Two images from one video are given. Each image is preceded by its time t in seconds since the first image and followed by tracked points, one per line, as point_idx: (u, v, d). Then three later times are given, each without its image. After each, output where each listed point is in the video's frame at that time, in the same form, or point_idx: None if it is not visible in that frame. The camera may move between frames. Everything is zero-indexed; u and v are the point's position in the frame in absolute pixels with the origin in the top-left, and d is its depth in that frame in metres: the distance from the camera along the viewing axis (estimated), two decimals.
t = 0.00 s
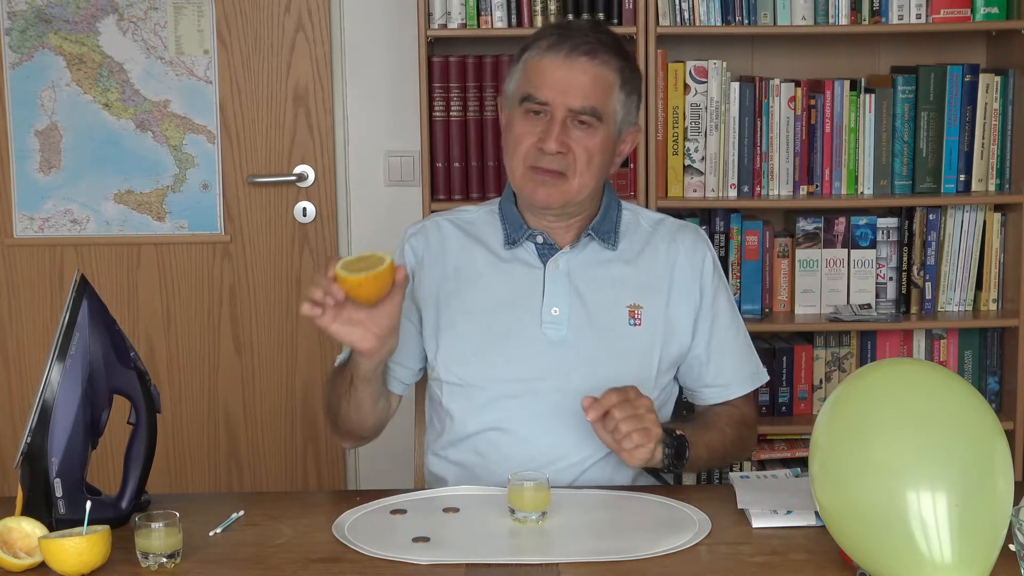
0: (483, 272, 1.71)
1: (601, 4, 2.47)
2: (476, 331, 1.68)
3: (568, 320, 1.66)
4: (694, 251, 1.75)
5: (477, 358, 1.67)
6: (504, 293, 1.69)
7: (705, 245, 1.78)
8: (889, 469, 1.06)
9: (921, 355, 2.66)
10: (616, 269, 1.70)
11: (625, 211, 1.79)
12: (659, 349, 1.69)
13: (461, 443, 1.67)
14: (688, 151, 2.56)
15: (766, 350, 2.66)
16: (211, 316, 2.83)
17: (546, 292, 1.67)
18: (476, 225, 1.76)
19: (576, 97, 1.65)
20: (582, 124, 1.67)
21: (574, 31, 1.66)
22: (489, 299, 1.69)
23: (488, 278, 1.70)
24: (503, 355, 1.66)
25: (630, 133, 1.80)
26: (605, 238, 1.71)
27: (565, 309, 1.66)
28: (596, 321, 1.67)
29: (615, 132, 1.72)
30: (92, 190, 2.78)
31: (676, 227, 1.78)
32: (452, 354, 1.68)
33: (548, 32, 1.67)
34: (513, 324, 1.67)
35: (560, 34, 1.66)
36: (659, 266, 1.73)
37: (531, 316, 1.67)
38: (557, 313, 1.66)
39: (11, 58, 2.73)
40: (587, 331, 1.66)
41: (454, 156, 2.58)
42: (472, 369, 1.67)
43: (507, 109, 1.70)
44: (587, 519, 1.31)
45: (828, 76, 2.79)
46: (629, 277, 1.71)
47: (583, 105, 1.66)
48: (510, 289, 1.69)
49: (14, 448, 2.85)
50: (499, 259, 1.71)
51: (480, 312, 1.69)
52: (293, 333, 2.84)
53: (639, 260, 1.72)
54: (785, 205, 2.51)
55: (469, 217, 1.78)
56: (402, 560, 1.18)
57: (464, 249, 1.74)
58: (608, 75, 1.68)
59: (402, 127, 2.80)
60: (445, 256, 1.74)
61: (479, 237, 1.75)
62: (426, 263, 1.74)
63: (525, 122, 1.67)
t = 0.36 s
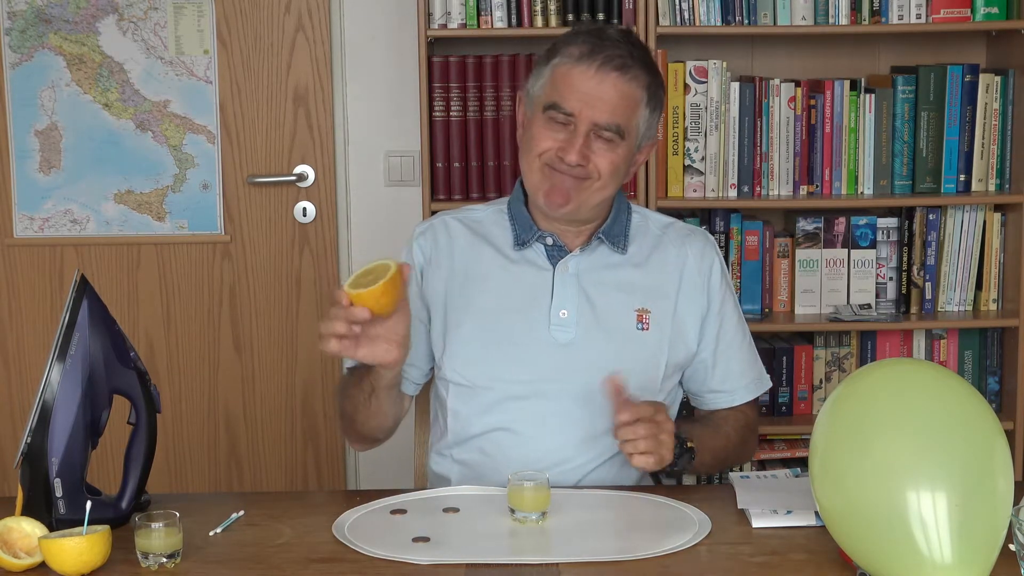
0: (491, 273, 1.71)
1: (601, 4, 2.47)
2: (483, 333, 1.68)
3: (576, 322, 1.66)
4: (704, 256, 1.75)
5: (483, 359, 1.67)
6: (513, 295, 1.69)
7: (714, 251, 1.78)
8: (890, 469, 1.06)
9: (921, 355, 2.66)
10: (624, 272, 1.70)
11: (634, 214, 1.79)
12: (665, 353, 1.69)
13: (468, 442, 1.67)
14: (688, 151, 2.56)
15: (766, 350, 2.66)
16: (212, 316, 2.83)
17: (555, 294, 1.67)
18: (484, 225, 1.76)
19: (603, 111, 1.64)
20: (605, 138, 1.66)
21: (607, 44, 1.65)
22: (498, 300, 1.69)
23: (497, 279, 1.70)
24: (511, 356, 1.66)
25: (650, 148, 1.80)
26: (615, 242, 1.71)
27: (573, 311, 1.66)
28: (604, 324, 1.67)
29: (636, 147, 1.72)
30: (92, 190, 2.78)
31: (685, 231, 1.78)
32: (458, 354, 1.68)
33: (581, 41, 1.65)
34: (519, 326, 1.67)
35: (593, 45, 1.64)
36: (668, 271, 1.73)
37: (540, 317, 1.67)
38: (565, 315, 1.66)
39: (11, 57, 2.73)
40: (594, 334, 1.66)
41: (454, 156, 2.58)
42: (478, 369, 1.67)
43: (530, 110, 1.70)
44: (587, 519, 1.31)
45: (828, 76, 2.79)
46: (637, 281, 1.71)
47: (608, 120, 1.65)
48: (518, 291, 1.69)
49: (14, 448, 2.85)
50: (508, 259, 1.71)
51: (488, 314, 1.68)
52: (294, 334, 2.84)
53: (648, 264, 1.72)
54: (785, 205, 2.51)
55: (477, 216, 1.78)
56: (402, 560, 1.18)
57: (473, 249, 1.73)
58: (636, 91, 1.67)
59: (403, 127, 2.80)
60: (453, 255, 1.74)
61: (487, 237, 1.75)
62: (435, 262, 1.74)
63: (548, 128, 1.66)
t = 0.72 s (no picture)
0: (491, 274, 1.71)
1: (601, 4, 2.47)
2: (483, 334, 1.68)
3: (576, 323, 1.66)
4: (705, 253, 1.75)
5: (483, 361, 1.67)
6: (513, 296, 1.68)
7: (715, 247, 1.77)
8: (889, 469, 1.06)
9: (921, 355, 2.66)
10: (624, 272, 1.70)
11: (635, 212, 1.78)
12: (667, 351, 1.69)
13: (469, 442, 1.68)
14: (688, 151, 2.56)
15: (766, 350, 2.66)
16: (211, 315, 2.83)
17: (555, 296, 1.67)
18: (483, 225, 1.76)
19: (600, 126, 1.59)
20: (603, 152, 1.62)
21: (603, 57, 1.60)
22: (499, 301, 1.69)
23: (496, 280, 1.70)
24: (511, 357, 1.66)
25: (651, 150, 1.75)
26: (615, 242, 1.70)
27: (573, 312, 1.66)
28: (604, 324, 1.67)
29: (635, 156, 1.67)
30: (92, 190, 2.78)
31: (686, 227, 1.77)
32: (458, 356, 1.69)
33: (577, 54, 1.60)
34: (519, 327, 1.67)
35: (589, 58, 1.59)
36: (668, 269, 1.72)
37: (540, 318, 1.67)
38: (565, 316, 1.66)
39: (11, 57, 2.73)
40: (595, 334, 1.66)
41: (454, 156, 2.58)
42: (478, 371, 1.67)
43: (527, 120, 1.66)
44: (586, 520, 1.31)
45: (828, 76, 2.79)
46: (637, 280, 1.70)
47: (605, 135, 1.60)
48: (517, 292, 1.68)
49: (14, 448, 2.85)
50: (507, 260, 1.71)
51: (488, 315, 1.68)
52: (294, 333, 2.84)
53: (649, 263, 1.72)
54: (785, 205, 2.51)
55: (476, 217, 1.78)
56: (402, 560, 1.18)
57: (474, 250, 1.73)
58: (634, 104, 1.61)
59: (403, 127, 2.80)
60: (452, 256, 1.74)
61: (487, 237, 1.75)
62: (435, 263, 1.74)
63: (546, 141, 1.62)
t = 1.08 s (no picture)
0: (489, 276, 1.70)
1: (601, 4, 2.47)
2: (482, 337, 1.68)
3: (574, 326, 1.66)
4: (702, 253, 1.73)
5: (480, 363, 1.67)
6: (510, 298, 1.68)
7: (714, 247, 1.75)
8: (890, 469, 1.06)
9: (921, 355, 2.66)
10: (621, 273, 1.69)
11: (632, 210, 1.77)
12: (665, 351, 1.69)
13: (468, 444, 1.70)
14: (688, 151, 2.56)
15: (766, 350, 2.66)
16: (212, 315, 2.83)
17: (552, 299, 1.67)
18: (481, 226, 1.75)
19: (573, 135, 1.54)
20: (582, 158, 1.57)
21: (564, 65, 1.54)
22: (497, 303, 1.69)
23: (494, 282, 1.69)
24: (508, 360, 1.66)
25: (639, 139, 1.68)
26: (612, 244, 1.69)
27: (571, 315, 1.66)
28: (602, 326, 1.67)
29: (620, 153, 1.61)
30: (92, 190, 2.78)
31: (684, 227, 1.75)
32: (457, 359, 1.69)
33: (538, 66, 1.55)
34: (517, 330, 1.67)
35: (550, 69, 1.54)
36: (666, 269, 1.71)
37: (537, 321, 1.67)
38: (563, 319, 1.66)
39: (11, 57, 2.73)
40: (592, 337, 1.66)
41: (454, 156, 2.58)
42: (476, 374, 1.68)
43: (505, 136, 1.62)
44: (587, 519, 1.31)
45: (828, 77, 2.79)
46: (635, 281, 1.69)
47: (580, 143, 1.55)
48: (515, 294, 1.68)
49: (14, 448, 2.85)
50: (505, 263, 1.70)
51: (485, 318, 1.69)
52: (294, 333, 2.84)
53: (646, 263, 1.71)
54: (785, 206, 2.51)
55: (474, 217, 1.77)
56: (402, 560, 1.18)
57: (471, 251, 1.72)
58: (606, 106, 1.55)
59: (403, 127, 2.80)
60: (450, 258, 1.73)
61: (484, 239, 1.74)
62: (432, 265, 1.73)
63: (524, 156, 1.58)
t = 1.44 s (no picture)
0: (482, 277, 1.70)
1: (601, 4, 2.47)
2: (478, 338, 1.68)
3: (567, 326, 1.66)
4: (692, 248, 1.73)
5: (476, 364, 1.68)
6: (503, 298, 1.68)
7: (705, 242, 1.75)
8: (890, 469, 1.06)
9: (921, 355, 2.66)
10: (613, 271, 1.69)
11: (623, 208, 1.77)
12: (659, 348, 1.68)
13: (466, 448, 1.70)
14: (688, 151, 2.56)
15: (766, 350, 2.67)
16: (211, 316, 2.83)
17: (545, 299, 1.67)
18: (473, 227, 1.76)
19: (555, 123, 1.55)
20: (568, 146, 1.58)
21: (538, 57, 1.56)
22: (491, 304, 1.69)
23: (487, 283, 1.70)
24: (503, 360, 1.67)
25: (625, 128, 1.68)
26: (603, 242, 1.69)
27: (564, 315, 1.66)
28: (595, 326, 1.66)
29: (607, 140, 1.62)
30: (92, 190, 2.78)
31: (676, 223, 1.75)
32: (452, 361, 1.69)
33: (512, 61, 1.57)
34: (511, 331, 1.67)
35: (524, 62, 1.56)
36: (657, 266, 1.71)
37: (531, 322, 1.67)
38: (556, 320, 1.66)
39: (11, 57, 2.73)
40: (586, 336, 1.66)
41: (454, 156, 2.58)
42: (472, 376, 1.68)
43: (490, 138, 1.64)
44: (586, 519, 1.31)
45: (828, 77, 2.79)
46: (627, 280, 1.69)
47: (563, 130, 1.56)
48: (508, 294, 1.68)
49: (14, 448, 2.85)
50: (498, 265, 1.70)
51: (479, 319, 1.69)
52: (293, 332, 2.84)
53: (638, 261, 1.70)
54: (785, 205, 2.51)
55: (466, 219, 1.77)
56: (402, 560, 1.18)
57: (464, 253, 1.73)
58: (584, 91, 1.56)
59: (403, 127, 2.80)
60: (445, 261, 1.73)
61: (477, 241, 1.74)
62: (426, 268, 1.74)
63: (511, 154, 1.60)
